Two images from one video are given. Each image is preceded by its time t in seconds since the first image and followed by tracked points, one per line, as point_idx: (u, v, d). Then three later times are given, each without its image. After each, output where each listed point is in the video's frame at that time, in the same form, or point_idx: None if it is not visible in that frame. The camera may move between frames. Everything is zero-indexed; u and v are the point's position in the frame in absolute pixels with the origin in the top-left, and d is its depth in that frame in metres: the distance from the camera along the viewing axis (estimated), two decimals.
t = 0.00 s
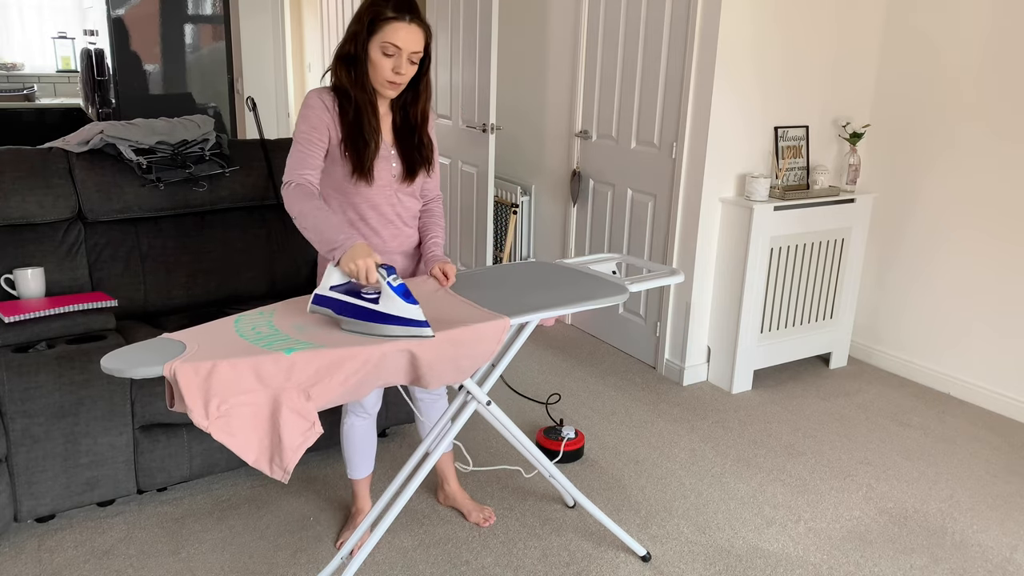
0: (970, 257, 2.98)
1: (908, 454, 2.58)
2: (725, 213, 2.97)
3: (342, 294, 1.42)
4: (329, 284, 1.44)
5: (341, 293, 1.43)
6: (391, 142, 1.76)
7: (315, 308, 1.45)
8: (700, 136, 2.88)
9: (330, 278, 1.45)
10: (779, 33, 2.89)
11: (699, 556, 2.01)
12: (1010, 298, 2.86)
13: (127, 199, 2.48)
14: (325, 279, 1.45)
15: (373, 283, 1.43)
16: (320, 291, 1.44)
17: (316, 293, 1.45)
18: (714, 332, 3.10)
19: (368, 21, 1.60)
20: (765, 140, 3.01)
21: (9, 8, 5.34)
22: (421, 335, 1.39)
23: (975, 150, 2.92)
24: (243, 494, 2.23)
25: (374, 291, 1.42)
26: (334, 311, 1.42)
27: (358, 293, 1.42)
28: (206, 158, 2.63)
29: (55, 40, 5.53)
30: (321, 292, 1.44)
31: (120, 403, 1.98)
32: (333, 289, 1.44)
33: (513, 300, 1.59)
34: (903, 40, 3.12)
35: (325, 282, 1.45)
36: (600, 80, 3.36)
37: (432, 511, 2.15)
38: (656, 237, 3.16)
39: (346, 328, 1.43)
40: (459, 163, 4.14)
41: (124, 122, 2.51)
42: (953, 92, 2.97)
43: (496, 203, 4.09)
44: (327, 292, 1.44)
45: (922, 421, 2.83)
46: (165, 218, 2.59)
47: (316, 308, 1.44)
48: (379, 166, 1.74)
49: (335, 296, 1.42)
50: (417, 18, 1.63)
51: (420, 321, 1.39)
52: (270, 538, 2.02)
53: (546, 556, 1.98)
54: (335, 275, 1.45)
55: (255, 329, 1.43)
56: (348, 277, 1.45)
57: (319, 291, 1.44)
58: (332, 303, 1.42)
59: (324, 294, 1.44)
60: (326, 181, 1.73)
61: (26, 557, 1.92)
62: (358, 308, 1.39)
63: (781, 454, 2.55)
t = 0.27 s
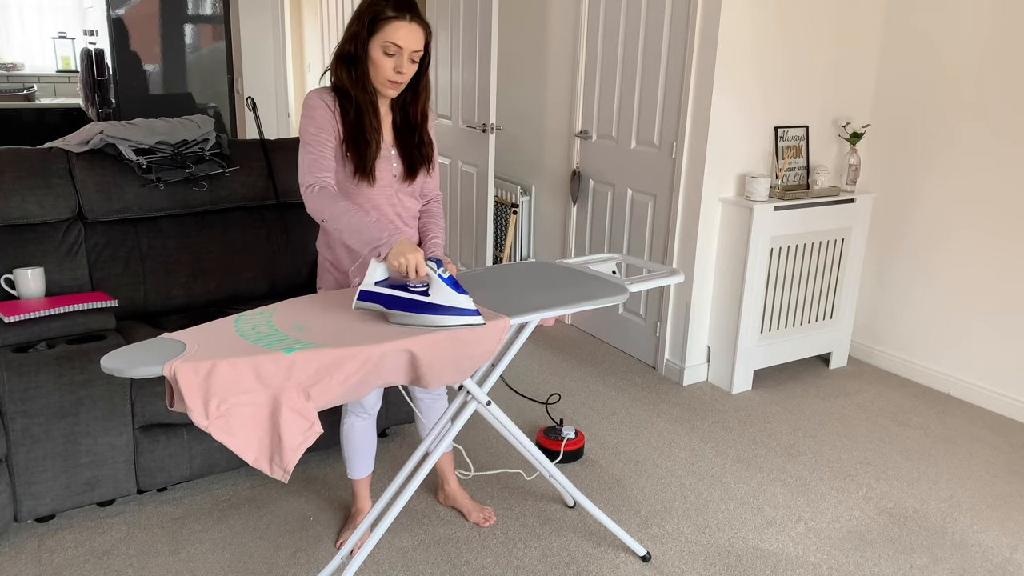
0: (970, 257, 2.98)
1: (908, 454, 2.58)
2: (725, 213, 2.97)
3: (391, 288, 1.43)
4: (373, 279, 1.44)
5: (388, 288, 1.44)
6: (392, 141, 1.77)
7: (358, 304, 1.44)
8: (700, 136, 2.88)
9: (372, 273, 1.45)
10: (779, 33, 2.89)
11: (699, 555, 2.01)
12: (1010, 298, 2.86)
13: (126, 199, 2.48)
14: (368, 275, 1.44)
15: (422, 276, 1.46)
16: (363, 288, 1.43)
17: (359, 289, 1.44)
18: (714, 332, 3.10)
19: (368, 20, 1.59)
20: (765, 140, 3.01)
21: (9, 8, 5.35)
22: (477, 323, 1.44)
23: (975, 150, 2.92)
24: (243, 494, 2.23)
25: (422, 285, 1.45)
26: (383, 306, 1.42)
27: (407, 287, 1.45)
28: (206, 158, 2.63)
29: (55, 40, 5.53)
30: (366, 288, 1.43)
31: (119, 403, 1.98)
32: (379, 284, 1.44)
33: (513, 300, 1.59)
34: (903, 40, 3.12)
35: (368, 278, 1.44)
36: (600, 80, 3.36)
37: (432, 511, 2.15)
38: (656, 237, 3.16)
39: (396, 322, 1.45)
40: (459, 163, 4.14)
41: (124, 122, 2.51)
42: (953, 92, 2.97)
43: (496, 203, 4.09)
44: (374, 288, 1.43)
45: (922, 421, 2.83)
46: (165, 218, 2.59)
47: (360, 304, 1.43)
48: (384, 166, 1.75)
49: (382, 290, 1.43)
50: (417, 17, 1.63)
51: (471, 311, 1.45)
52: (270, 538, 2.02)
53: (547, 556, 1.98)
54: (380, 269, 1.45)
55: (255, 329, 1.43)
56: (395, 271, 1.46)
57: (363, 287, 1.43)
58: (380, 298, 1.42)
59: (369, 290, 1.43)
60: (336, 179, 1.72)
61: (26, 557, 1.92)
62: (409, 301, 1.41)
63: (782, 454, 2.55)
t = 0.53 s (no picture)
0: (970, 257, 2.98)
1: (908, 454, 2.58)
2: (725, 214, 2.97)
3: (422, 280, 1.50)
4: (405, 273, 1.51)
5: (419, 280, 1.50)
6: (394, 140, 1.77)
7: (390, 298, 1.50)
8: (700, 136, 2.88)
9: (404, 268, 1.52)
10: (780, 33, 2.89)
11: (699, 555, 2.01)
12: (1010, 298, 2.86)
13: (126, 199, 2.48)
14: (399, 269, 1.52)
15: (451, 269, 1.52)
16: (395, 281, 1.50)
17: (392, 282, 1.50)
18: (714, 332, 3.10)
19: (370, 20, 1.60)
20: (765, 140, 3.01)
21: (9, 8, 5.35)
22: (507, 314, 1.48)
23: (975, 150, 2.93)
24: (243, 494, 2.23)
25: (451, 277, 1.51)
26: (414, 297, 1.48)
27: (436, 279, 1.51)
28: (206, 158, 2.63)
29: (55, 40, 5.53)
30: (398, 281, 1.49)
31: (119, 403, 1.98)
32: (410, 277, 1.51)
33: (513, 300, 1.58)
34: (903, 40, 3.12)
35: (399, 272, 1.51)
36: (600, 80, 3.36)
37: (433, 511, 2.15)
38: (656, 237, 3.16)
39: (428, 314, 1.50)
40: (459, 163, 4.14)
41: (124, 122, 2.51)
42: (953, 92, 2.97)
43: (496, 203, 4.09)
44: (405, 281, 1.50)
45: (922, 421, 2.83)
46: (165, 218, 2.59)
47: (392, 297, 1.49)
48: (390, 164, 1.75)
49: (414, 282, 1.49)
50: (419, 16, 1.63)
51: (498, 302, 1.49)
52: (270, 538, 2.02)
53: (547, 556, 1.98)
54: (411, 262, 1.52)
55: (255, 329, 1.43)
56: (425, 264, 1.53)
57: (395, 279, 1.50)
58: (412, 290, 1.48)
59: (401, 282, 1.49)
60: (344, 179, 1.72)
61: (26, 557, 1.92)
62: (438, 292, 1.47)
63: (782, 454, 2.55)
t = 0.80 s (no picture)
0: (970, 257, 2.98)
1: (908, 455, 2.58)
2: (725, 214, 2.97)
3: (425, 278, 1.50)
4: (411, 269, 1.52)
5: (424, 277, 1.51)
6: (392, 141, 1.77)
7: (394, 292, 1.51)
8: (700, 136, 2.88)
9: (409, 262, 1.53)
10: (779, 33, 2.89)
11: (699, 555, 2.01)
12: (1010, 298, 2.86)
13: (126, 199, 2.48)
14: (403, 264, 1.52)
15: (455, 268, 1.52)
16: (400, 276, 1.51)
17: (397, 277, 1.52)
18: (714, 332, 3.10)
19: (358, 21, 1.60)
20: (765, 140, 3.01)
21: (9, 8, 5.35)
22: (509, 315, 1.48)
23: (975, 150, 2.93)
24: (243, 494, 2.23)
25: (456, 275, 1.51)
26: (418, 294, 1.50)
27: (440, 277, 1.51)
28: (206, 158, 2.63)
29: (55, 40, 5.53)
30: (403, 277, 1.51)
31: (119, 403, 1.98)
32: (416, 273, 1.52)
33: (513, 301, 1.58)
34: (903, 40, 3.12)
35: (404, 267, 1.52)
36: (600, 80, 3.36)
37: (433, 511, 2.15)
38: (656, 237, 3.16)
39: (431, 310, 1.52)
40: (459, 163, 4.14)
41: (124, 122, 2.51)
42: (954, 92, 2.97)
43: (496, 203, 4.09)
44: (410, 277, 1.51)
45: (922, 421, 2.83)
46: (165, 218, 2.59)
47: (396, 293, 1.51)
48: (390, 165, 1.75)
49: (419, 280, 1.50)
50: (406, 14, 1.62)
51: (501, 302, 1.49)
52: (270, 538, 2.02)
53: (547, 556, 1.98)
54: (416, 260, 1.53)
55: (255, 329, 1.43)
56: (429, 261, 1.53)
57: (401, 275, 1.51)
58: (416, 287, 1.49)
59: (406, 279, 1.51)
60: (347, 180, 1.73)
61: (26, 557, 1.92)
62: (441, 291, 1.48)
63: (782, 454, 2.55)
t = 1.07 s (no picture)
0: (970, 257, 2.98)
1: (908, 455, 2.58)
2: (725, 213, 2.97)
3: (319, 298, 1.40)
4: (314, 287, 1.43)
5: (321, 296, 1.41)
6: (393, 142, 1.76)
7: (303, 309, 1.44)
8: (700, 136, 2.88)
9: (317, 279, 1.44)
10: (779, 33, 2.89)
11: (698, 555, 2.01)
12: (1010, 298, 2.86)
13: (126, 200, 2.48)
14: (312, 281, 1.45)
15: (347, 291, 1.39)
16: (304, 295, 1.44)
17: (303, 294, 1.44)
18: (714, 332, 3.10)
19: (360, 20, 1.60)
20: (765, 140, 3.01)
21: (9, 8, 5.35)
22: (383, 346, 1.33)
23: (975, 151, 2.92)
24: (243, 494, 2.23)
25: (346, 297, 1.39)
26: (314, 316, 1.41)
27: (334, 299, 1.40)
28: (206, 158, 2.63)
29: (55, 40, 5.53)
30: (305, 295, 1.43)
31: (119, 403, 1.98)
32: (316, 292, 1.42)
33: (512, 301, 1.58)
34: (903, 40, 3.12)
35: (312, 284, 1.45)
36: (600, 80, 3.36)
37: (432, 512, 2.15)
38: (656, 236, 3.16)
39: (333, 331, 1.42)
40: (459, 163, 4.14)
41: (124, 122, 2.51)
42: (954, 92, 2.97)
43: (496, 203, 4.09)
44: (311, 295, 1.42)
45: (922, 421, 2.83)
46: (165, 218, 2.59)
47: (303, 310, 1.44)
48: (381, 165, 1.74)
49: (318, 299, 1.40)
50: (410, 15, 1.62)
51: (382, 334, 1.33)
52: (270, 538, 2.02)
53: (546, 556, 1.98)
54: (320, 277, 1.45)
55: (255, 329, 1.44)
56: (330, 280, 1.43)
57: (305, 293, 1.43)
58: (312, 307, 1.40)
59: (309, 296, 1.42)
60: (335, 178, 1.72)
61: (26, 557, 1.92)
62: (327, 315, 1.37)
63: (782, 454, 2.55)
